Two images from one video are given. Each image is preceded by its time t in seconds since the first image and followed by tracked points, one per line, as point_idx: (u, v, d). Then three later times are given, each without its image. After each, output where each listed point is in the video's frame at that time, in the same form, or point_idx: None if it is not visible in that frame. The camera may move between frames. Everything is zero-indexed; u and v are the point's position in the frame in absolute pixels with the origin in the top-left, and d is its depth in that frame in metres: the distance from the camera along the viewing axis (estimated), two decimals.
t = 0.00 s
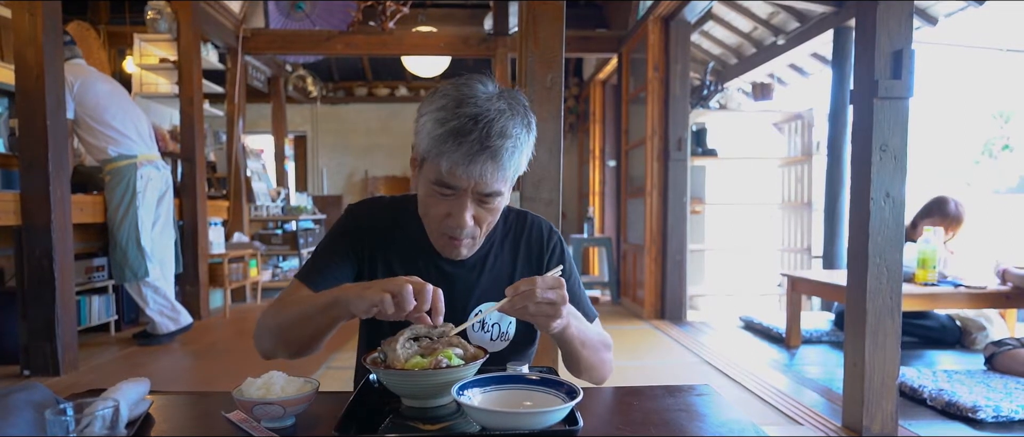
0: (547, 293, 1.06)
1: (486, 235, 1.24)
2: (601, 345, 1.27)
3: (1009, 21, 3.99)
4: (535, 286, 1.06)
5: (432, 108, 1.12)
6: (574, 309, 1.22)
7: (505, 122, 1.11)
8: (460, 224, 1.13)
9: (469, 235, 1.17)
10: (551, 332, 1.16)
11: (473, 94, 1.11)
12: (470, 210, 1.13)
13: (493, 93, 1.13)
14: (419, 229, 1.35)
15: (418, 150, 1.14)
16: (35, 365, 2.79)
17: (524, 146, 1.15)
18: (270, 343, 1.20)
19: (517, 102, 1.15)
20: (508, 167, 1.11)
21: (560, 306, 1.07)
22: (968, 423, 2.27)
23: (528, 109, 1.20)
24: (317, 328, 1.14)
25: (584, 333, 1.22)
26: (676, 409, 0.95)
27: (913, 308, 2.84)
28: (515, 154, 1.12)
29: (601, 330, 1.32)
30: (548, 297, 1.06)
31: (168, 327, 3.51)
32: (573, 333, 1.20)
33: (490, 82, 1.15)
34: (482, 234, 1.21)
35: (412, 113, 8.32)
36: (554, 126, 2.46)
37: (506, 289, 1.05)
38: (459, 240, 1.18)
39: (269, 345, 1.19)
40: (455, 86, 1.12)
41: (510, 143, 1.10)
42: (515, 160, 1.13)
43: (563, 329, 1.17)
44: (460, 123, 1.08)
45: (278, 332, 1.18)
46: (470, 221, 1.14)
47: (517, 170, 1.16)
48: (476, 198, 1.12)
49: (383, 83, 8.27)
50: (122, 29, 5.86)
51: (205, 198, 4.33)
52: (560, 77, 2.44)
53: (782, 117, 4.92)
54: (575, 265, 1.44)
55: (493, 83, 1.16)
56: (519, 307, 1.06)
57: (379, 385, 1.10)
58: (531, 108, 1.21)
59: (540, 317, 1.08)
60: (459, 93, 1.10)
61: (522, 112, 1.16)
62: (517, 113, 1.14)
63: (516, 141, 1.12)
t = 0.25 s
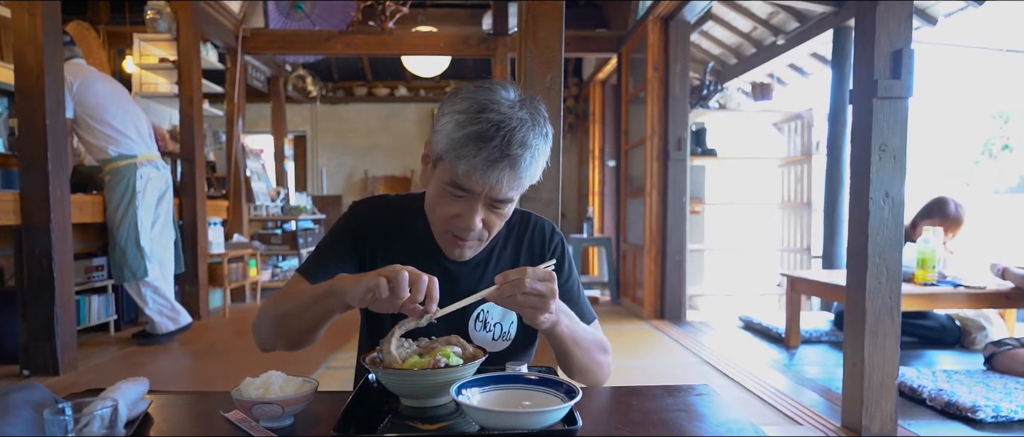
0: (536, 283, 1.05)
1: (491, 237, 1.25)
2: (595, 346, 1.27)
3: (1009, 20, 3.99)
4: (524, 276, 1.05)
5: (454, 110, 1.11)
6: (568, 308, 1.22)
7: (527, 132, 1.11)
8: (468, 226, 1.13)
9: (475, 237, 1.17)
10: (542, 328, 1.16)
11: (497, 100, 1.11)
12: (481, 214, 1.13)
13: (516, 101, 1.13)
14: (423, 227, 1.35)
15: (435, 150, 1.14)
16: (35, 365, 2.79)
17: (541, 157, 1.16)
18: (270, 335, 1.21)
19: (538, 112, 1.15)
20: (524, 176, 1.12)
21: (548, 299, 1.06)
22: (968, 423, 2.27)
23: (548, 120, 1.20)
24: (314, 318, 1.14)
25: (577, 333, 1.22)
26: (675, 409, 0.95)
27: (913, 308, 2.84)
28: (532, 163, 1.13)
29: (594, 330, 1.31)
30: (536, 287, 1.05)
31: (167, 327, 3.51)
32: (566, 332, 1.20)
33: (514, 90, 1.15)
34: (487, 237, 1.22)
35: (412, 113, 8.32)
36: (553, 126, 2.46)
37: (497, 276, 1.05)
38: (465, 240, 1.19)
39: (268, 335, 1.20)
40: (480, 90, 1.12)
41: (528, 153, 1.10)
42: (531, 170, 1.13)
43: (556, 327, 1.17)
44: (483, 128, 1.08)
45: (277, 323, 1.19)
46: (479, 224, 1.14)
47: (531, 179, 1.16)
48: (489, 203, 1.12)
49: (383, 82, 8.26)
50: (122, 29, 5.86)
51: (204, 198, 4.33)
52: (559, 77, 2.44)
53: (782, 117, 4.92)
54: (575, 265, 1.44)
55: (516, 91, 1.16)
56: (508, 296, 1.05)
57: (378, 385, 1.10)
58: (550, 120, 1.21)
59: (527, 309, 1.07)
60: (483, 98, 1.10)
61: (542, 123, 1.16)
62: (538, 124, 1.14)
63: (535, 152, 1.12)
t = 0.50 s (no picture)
0: (525, 285, 1.05)
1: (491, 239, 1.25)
2: (589, 348, 1.26)
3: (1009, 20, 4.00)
4: (514, 277, 1.06)
5: (465, 112, 1.10)
6: (561, 310, 1.22)
7: (537, 140, 1.10)
8: (470, 228, 1.14)
9: (476, 239, 1.18)
10: (534, 331, 1.15)
11: (510, 106, 1.10)
12: (484, 218, 1.13)
13: (529, 109, 1.12)
14: (423, 227, 1.34)
15: (443, 151, 1.13)
16: (35, 365, 2.79)
17: (549, 164, 1.16)
18: (265, 331, 1.22)
19: (549, 121, 1.15)
20: (530, 183, 1.12)
21: (537, 300, 1.06)
22: (968, 423, 2.27)
23: (558, 127, 1.20)
24: (305, 312, 1.15)
25: (570, 336, 1.21)
26: (675, 408, 0.95)
27: (913, 308, 2.84)
28: (539, 171, 1.13)
29: (587, 332, 1.30)
30: (526, 289, 1.05)
31: (167, 327, 3.51)
32: (558, 335, 1.19)
33: (526, 96, 1.14)
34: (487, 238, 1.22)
35: (411, 113, 8.32)
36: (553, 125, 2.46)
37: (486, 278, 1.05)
38: (465, 242, 1.19)
39: (264, 331, 1.21)
40: (493, 94, 1.11)
41: (537, 161, 1.10)
42: (538, 177, 1.13)
43: (548, 330, 1.17)
44: (493, 134, 1.07)
45: (271, 318, 1.19)
46: (481, 227, 1.15)
47: (537, 185, 1.16)
48: (493, 208, 1.12)
49: (383, 82, 8.27)
50: (122, 29, 5.86)
51: (204, 198, 4.33)
52: (558, 76, 2.44)
53: (781, 117, 4.92)
54: (574, 267, 1.44)
55: (528, 97, 1.15)
56: (498, 297, 1.05)
57: (377, 384, 1.10)
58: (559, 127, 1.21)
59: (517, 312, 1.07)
60: (496, 103, 1.09)
61: (553, 131, 1.16)
62: (549, 131, 1.14)
63: (543, 160, 1.12)
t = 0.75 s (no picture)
0: (523, 303, 1.05)
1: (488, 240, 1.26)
2: (591, 351, 1.27)
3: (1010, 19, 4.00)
4: (512, 298, 1.05)
5: (468, 112, 1.10)
6: (563, 315, 1.22)
7: (537, 142, 1.10)
8: (467, 229, 1.14)
9: (473, 239, 1.18)
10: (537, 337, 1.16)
11: (512, 108, 1.10)
12: (481, 218, 1.13)
13: (531, 111, 1.12)
14: (423, 227, 1.34)
15: (444, 149, 1.13)
16: (36, 365, 2.79)
17: (549, 167, 1.15)
18: (262, 332, 1.22)
19: (551, 124, 1.15)
20: (529, 185, 1.12)
21: (539, 314, 1.07)
22: (969, 423, 2.27)
23: (560, 130, 1.20)
24: (299, 311, 1.16)
25: (573, 341, 1.22)
26: (675, 408, 0.95)
27: (914, 308, 2.84)
28: (538, 174, 1.13)
29: (589, 334, 1.30)
30: (524, 307, 1.06)
31: (168, 327, 3.51)
32: (561, 340, 1.19)
33: (529, 98, 1.14)
34: (484, 239, 1.23)
35: (412, 113, 8.32)
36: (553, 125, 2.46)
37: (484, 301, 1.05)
38: (462, 242, 1.20)
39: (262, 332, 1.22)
40: (496, 96, 1.11)
41: (536, 163, 1.10)
42: (537, 179, 1.13)
43: (550, 336, 1.17)
44: (494, 134, 1.07)
45: (267, 321, 1.19)
46: (478, 228, 1.15)
47: (536, 188, 1.16)
48: (490, 209, 1.12)
49: (383, 83, 8.27)
50: (123, 29, 5.86)
51: (205, 198, 4.34)
52: (559, 76, 2.43)
53: (782, 117, 4.91)
54: (575, 268, 1.44)
55: (531, 99, 1.15)
56: (498, 319, 1.05)
57: (377, 384, 1.10)
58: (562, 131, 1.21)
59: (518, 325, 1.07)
60: (499, 104, 1.09)
61: (554, 134, 1.16)
62: (550, 134, 1.13)
63: (543, 162, 1.12)
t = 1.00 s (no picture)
0: (524, 305, 1.06)
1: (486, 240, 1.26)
2: (592, 351, 1.27)
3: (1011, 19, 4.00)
4: (513, 299, 1.05)
5: (466, 111, 1.10)
6: (564, 315, 1.22)
7: (535, 141, 1.10)
8: (465, 228, 1.14)
9: (471, 238, 1.18)
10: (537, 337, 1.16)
11: (511, 106, 1.10)
12: (479, 217, 1.13)
13: (530, 110, 1.12)
14: (423, 227, 1.34)
15: (442, 148, 1.13)
16: (37, 364, 2.79)
17: (547, 166, 1.15)
18: (262, 331, 1.22)
19: (550, 123, 1.15)
20: (527, 183, 1.12)
21: (540, 315, 1.07)
22: (969, 423, 2.27)
23: (559, 130, 1.20)
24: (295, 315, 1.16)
25: (574, 340, 1.22)
26: (675, 408, 0.95)
27: (914, 307, 2.84)
28: (537, 173, 1.13)
29: (589, 333, 1.30)
30: (525, 308, 1.06)
31: (168, 326, 3.51)
32: (562, 340, 1.19)
33: (528, 97, 1.14)
34: (482, 238, 1.23)
35: (412, 113, 8.32)
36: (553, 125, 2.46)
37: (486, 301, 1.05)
38: (460, 241, 1.20)
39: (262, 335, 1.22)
40: (495, 94, 1.11)
41: (534, 162, 1.10)
42: (535, 178, 1.13)
43: (551, 336, 1.17)
44: (492, 133, 1.07)
45: (266, 324, 1.20)
46: (476, 227, 1.15)
47: (535, 187, 1.16)
48: (488, 208, 1.13)
49: (384, 83, 8.28)
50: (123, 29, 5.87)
51: (206, 198, 4.34)
52: (559, 76, 2.43)
53: (782, 117, 4.91)
54: (575, 267, 1.44)
55: (530, 98, 1.15)
56: (499, 319, 1.05)
57: (378, 384, 1.10)
58: (561, 130, 1.21)
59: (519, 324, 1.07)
60: (497, 103, 1.09)
61: (553, 133, 1.16)
62: (549, 133, 1.14)
63: (541, 161, 1.12)
